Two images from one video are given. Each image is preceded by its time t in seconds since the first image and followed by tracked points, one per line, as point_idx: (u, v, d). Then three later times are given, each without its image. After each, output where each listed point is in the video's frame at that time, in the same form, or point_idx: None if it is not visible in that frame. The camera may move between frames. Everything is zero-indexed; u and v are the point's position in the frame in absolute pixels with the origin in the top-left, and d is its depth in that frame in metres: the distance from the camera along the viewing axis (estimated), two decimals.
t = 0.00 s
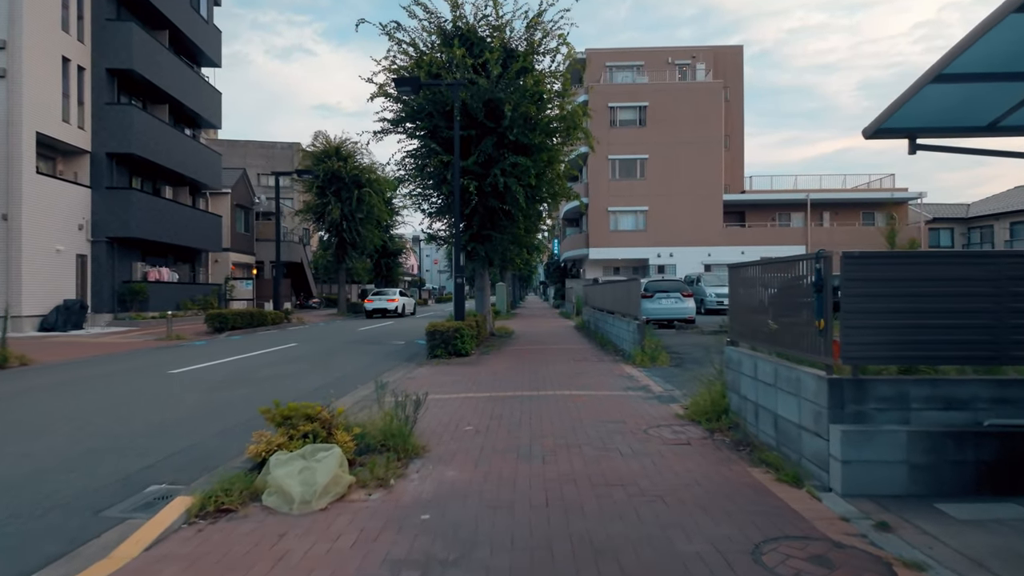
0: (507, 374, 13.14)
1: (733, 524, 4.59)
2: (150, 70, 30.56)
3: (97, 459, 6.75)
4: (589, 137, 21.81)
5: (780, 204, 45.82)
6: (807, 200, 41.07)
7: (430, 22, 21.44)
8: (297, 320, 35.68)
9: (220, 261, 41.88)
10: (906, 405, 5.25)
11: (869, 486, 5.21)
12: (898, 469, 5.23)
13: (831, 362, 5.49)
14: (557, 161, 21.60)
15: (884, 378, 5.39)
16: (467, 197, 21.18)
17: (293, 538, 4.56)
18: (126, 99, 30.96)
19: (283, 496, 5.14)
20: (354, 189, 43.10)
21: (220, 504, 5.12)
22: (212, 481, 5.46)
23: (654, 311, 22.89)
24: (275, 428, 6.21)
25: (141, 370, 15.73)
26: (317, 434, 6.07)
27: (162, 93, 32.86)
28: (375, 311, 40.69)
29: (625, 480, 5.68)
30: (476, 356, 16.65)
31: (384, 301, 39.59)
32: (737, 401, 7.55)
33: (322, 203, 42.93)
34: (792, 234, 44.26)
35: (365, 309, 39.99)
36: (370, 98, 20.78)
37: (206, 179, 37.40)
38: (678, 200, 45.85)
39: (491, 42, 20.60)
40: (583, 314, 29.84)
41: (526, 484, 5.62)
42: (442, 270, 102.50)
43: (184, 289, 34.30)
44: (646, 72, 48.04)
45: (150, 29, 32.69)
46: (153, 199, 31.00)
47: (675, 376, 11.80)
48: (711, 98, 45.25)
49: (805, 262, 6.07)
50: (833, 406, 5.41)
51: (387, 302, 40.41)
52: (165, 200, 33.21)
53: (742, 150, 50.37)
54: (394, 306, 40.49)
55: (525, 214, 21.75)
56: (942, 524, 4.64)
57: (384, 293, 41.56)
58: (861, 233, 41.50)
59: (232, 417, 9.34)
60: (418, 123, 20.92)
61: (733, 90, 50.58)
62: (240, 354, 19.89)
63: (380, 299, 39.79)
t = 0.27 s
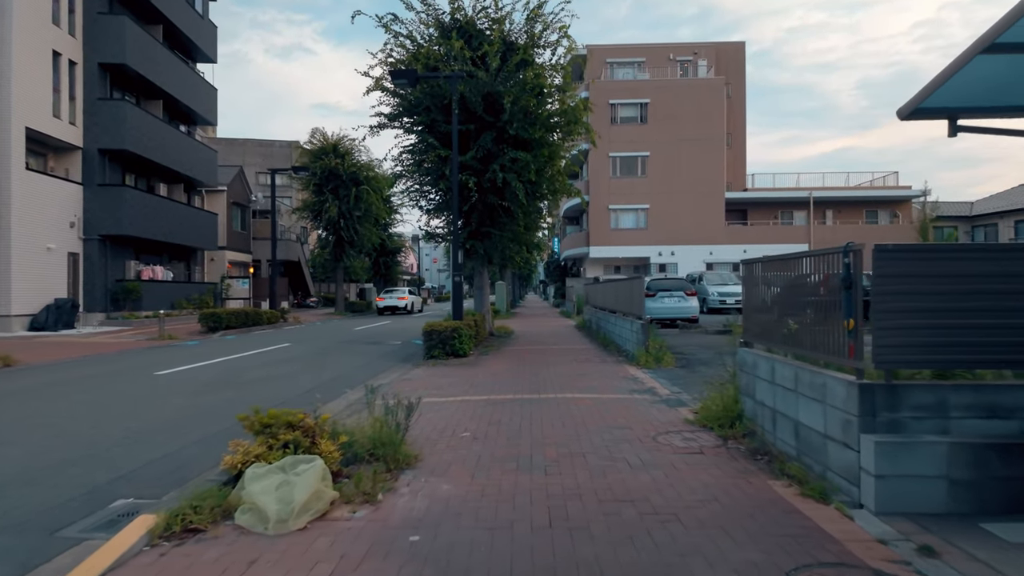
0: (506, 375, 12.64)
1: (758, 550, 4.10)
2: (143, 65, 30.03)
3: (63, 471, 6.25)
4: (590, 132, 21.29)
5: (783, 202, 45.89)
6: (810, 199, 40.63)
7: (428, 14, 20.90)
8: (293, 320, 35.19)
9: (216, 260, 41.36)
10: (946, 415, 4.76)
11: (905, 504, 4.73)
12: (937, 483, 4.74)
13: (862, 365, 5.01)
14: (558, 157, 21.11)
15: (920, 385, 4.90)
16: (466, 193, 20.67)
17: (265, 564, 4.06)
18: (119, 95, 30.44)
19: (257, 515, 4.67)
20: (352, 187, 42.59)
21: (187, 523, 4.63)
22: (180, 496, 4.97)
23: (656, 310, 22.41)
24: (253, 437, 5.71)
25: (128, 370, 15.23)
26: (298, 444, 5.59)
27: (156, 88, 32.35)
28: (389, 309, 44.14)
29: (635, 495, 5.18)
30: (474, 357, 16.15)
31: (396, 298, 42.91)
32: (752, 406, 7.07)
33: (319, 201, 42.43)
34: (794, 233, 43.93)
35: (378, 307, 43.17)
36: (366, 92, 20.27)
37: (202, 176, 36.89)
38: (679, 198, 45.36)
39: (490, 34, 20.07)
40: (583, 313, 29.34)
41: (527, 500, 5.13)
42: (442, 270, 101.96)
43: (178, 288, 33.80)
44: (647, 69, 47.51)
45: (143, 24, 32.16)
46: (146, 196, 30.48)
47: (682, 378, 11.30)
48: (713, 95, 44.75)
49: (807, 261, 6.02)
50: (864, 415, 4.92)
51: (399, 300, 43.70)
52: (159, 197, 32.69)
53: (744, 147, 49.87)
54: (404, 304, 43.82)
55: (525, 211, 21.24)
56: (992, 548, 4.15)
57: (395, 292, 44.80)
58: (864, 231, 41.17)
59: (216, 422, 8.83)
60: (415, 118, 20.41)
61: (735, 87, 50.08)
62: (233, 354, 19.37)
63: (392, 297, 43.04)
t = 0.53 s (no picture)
0: (504, 377, 12.14)
1: None
2: (136, 60, 29.51)
3: (19, 486, 5.75)
4: (591, 128, 20.76)
5: (786, 200, 45.93)
6: (814, 197, 40.26)
7: (424, 6, 20.36)
8: (290, 319, 34.67)
9: (211, 259, 40.85)
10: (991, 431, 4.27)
11: (946, 528, 4.24)
12: (981, 505, 4.26)
13: (896, 372, 4.51)
14: (557, 153, 20.60)
15: (960, 395, 4.42)
16: (464, 190, 20.15)
17: None
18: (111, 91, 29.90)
19: (222, 542, 4.18)
20: (350, 185, 42.07)
21: (141, 550, 4.13)
22: (138, 519, 4.49)
23: (658, 310, 21.92)
24: (223, 451, 5.21)
25: (112, 372, 14.69)
26: (272, 459, 5.09)
27: (149, 84, 31.83)
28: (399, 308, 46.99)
29: (644, 518, 4.70)
30: (472, 358, 15.64)
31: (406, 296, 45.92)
32: (766, 414, 6.60)
33: (316, 199, 41.93)
34: (798, 231, 43.73)
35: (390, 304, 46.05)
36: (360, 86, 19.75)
37: (197, 174, 36.36)
38: (680, 196, 44.83)
39: (488, 27, 19.54)
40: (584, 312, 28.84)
41: (524, 523, 4.65)
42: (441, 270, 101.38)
43: (173, 287, 33.29)
44: (648, 65, 46.96)
45: (136, 19, 31.63)
46: (139, 194, 29.94)
47: (688, 381, 10.79)
48: (715, 92, 44.22)
49: (810, 260, 5.95)
50: (899, 428, 4.42)
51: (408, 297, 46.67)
52: (153, 195, 32.17)
53: (746, 145, 49.35)
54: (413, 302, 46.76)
55: (525, 208, 20.73)
56: None
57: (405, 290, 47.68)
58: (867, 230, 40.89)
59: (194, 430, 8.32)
60: (411, 113, 19.88)
61: (737, 84, 49.56)
62: (224, 355, 18.87)
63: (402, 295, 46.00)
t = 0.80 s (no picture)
0: (504, 381, 11.68)
1: None
2: (130, 56, 29.04)
3: None
4: (594, 124, 20.25)
5: (789, 199, 45.59)
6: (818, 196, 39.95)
7: None
8: (287, 319, 34.21)
9: (208, 258, 40.39)
10: None
11: (999, 562, 3.80)
12: None
13: (943, 387, 4.02)
14: (558, 150, 20.13)
15: (1016, 413, 3.96)
16: (463, 188, 19.70)
17: None
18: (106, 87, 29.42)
19: None
20: (348, 183, 41.62)
21: None
22: (96, 549, 4.03)
23: (661, 310, 21.43)
24: (197, 469, 4.76)
25: (100, 375, 14.23)
26: (249, 479, 4.62)
27: (144, 81, 31.34)
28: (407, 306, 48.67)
29: (659, 548, 4.25)
30: (471, 360, 15.19)
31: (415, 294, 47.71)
32: (787, 425, 6.15)
33: (315, 198, 41.47)
34: (802, 230, 43.45)
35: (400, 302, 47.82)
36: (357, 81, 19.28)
37: (193, 172, 35.89)
38: (683, 194, 44.35)
39: (488, 21, 19.04)
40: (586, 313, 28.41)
41: (526, 553, 4.19)
42: (441, 269, 100.86)
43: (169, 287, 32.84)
44: (650, 62, 46.46)
45: (131, 14, 31.15)
46: (133, 192, 29.47)
47: (697, 387, 10.31)
48: (718, 89, 43.75)
49: (813, 261, 5.90)
50: (947, 448, 3.98)
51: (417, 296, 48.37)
52: (148, 193, 31.70)
53: (749, 143, 48.85)
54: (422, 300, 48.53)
55: (525, 207, 20.27)
56: None
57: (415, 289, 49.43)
58: (872, 230, 40.66)
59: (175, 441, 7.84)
60: (409, 109, 19.41)
61: (740, 81, 49.05)
62: (218, 357, 18.40)
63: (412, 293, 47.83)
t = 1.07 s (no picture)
0: (506, 383, 11.17)
1: None
2: (125, 51, 28.55)
3: None
4: (597, 119, 19.71)
5: (793, 197, 45.10)
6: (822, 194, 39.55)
7: None
8: (284, 318, 33.69)
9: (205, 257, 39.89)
10: None
11: None
12: None
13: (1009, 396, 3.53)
14: (560, 146, 19.62)
15: None
16: (463, 184, 19.22)
17: None
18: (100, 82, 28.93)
19: None
20: (347, 181, 41.11)
21: None
22: None
23: (666, 310, 20.89)
24: (163, 487, 4.28)
25: (86, 377, 13.72)
26: (220, 499, 4.14)
27: (140, 77, 30.85)
28: (414, 303, 49.04)
29: None
30: (471, 361, 14.69)
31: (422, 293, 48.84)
32: (813, 434, 5.68)
33: (313, 196, 40.98)
34: (802, 229, 42.66)
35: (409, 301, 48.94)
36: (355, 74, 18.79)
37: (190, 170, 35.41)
38: (686, 193, 43.83)
39: (488, 13, 18.52)
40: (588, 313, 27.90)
41: None
42: (441, 268, 100.26)
43: (165, 286, 32.33)
44: (652, 59, 45.93)
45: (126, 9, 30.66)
46: (127, 189, 28.97)
47: (709, 391, 9.79)
48: (721, 86, 43.23)
49: (821, 260, 5.92)
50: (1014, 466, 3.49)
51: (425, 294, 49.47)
52: (143, 191, 31.19)
53: (753, 141, 48.33)
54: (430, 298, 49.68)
55: (526, 204, 19.77)
56: None
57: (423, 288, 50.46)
58: (877, 229, 40.31)
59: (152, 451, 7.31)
60: (408, 103, 18.90)
61: (744, 79, 48.52)
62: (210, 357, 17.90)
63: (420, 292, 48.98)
